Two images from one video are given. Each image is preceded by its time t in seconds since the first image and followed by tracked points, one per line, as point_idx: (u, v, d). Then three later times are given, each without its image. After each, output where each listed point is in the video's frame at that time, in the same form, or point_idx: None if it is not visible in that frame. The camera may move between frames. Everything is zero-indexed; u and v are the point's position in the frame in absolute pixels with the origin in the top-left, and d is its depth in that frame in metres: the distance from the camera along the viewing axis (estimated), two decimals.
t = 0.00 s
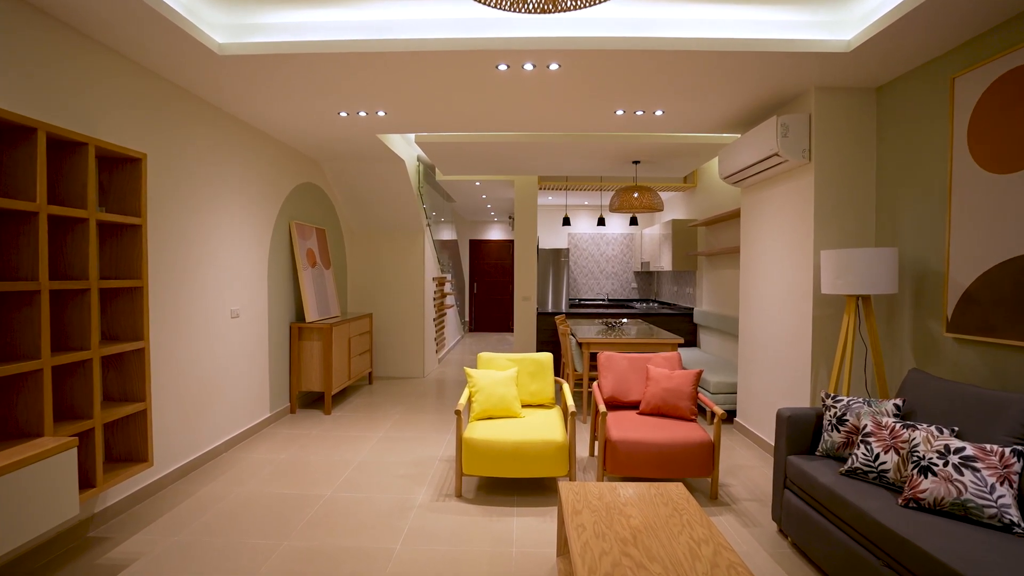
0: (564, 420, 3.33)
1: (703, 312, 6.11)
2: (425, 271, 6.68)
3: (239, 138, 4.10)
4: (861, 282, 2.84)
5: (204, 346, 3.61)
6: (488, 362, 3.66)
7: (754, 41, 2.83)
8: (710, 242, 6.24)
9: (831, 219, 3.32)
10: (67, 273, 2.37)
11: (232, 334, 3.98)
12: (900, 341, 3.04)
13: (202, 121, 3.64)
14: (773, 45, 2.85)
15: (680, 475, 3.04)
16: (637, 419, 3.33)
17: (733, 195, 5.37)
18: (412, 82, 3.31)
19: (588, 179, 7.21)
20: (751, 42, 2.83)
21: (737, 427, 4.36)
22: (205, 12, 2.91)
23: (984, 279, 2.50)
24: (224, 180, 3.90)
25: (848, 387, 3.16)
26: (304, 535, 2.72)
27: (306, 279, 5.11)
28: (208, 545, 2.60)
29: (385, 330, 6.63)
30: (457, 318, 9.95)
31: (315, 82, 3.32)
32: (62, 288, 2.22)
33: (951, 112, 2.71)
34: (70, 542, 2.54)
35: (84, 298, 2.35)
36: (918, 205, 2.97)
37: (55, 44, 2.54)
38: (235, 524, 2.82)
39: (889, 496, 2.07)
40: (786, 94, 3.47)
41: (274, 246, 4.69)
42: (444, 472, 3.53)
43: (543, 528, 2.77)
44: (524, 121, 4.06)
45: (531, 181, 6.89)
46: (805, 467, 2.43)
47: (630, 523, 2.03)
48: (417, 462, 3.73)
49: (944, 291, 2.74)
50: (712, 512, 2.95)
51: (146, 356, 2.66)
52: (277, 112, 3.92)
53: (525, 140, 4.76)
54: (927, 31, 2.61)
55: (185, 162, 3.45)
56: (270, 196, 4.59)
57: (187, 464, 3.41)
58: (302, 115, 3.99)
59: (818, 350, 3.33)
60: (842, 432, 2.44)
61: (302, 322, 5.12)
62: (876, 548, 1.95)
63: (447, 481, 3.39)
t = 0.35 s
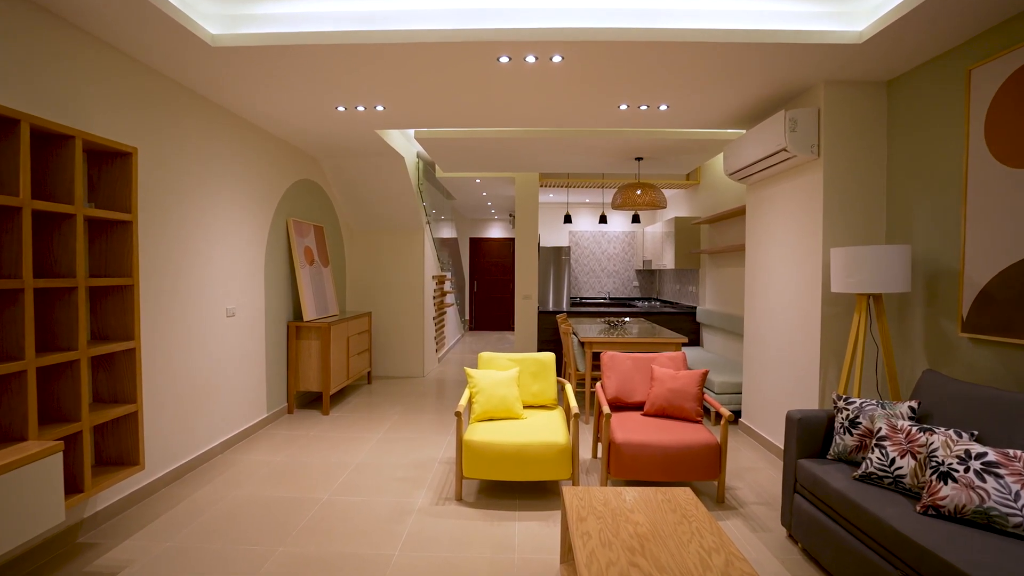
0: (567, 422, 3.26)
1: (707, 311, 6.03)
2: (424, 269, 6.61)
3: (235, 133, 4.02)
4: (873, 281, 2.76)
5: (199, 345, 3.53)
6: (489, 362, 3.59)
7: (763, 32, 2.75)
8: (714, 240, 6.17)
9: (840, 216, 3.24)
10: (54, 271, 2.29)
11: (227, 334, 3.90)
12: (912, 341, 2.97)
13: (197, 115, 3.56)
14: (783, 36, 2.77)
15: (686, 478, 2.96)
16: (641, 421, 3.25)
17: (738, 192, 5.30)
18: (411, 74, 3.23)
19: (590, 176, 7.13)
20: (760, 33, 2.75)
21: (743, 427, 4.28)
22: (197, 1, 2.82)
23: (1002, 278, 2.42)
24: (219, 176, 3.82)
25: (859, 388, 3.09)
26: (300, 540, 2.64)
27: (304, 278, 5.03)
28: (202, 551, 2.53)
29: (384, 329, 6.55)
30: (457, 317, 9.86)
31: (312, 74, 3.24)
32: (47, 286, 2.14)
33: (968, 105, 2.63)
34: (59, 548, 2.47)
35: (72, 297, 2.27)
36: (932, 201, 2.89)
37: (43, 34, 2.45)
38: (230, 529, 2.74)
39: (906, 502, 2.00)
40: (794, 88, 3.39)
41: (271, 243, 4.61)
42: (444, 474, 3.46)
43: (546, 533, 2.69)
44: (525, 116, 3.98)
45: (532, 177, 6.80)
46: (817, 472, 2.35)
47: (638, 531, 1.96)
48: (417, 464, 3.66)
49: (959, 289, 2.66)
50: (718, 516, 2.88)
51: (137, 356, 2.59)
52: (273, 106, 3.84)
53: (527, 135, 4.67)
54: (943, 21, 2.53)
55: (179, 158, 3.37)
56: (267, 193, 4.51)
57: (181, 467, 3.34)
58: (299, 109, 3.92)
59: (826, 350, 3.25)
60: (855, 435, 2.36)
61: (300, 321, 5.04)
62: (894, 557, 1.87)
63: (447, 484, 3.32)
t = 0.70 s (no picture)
0: (571, 424, 3.17)
1: (711, 310, 5.94)
2: (424, 268, 6.52)
3: (229, 129, 3.93)
4: (887, 279, 2.67)
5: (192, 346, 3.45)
6: (490, 363, 3.50)
7: (773, 23, 2.66)
8: (718, 238, 6.08)
9: (851, 213, 3.16)
10: (39, 270, 2.21)
11: (222, 334, 3.82)
12: (926, 342, 2.88)
13: (190, 110, 3.47)
14: (795, 26, 2.68)
15: (693, 482, 2.88)
16: (647, 423, 3.17)
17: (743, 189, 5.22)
18: (410, 67, 3.14)
19: (592, 174, 7.04)
20: (771, 23, 2.66)
21: (749, 429, 4.20)
22: None
23: (1022, 276, 2.33)
24: (214, 173, 3.73)
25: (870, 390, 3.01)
26: (295, 547, 2.56)
27: (302, 276, 4.94)
28: (194, 560, 2.45)
29: (383, 329, 6.47)
30: (457, 317, 9.78)
31: (307, 68, 3.15)
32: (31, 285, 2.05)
33: (986, 98, 2.54)
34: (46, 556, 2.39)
35: (57, 297, 2.19)
36: (948, 197, 2.80)
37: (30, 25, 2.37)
38: (223, 536, 2.66)
39: (926, 511, 1.92)
40: (804, 82, 3.30)
41: (268, 241, 4.52)
42: (445, 478, 3.38)
43: (550, 540, 2.61)
44: (527, 110, 3.89)
45: (534, 175, 6.70)
46: (831, 477, 2.27)
47: (647, 542, 1.87)
48: (416, 467, 3.58)
49: (976, 289, 2.58)
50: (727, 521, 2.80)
51: (127, 358, 2.50)
52: (269, 100, 3.75)
53: (528, 131, 4.58)
54: (961, 10, 2.44)
55: (172, 153, 3.28)
56: (264, 190, 4.43)
57: (174, 471, 3.25)
58: (295, 104, 3.83)
59: (837, 351, 3.17)
60: (871, 440, 2.28)
61: (297, 321, 4.95)
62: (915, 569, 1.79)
63: (447, 488, 3.23)
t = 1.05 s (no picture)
0: (574, 426, 3.10)
1: (714, 309, 5.87)
2: (424, 266, 6.45)
3: (225, 124, 3.85)
4: (900, 277, 2.59)
5: (186, 346, 3.37)
6: (491, 363, 3.43)
7: (783, 13, 2.58)
8: (721, 236, 6.01)
9: (862, 210, 3.08)
10: (25, 268, 2.13)
11: (218, 333, 3.75)
12: (940, 342, 2.81)
13: (184, 104, 3.39)
14: (804, 16, 2.61)
15: (699, 486, 2.80)
16: (652, 425, 3.09)
17: (748, 187, 5.15)
18: (409, 60, 3.07)
19: (594, 171, 6.95)
20: (781, 13, 2.58)
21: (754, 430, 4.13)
22: None
23: None
24: (208, 169, 3.65)
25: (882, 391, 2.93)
26: (291, 553, 2.49)
27: (299, 275, 4.86)
28: (185, 566, 2.37)
29: (383, 328, 6.39)
30: (458, 316, 9.70)
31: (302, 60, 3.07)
32: (15, 283, 1.98)
33: (1004, 90, 2.46)
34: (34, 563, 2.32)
35: (43, 295, 2.11)
36: (962, 193, 2.72)
37: (16, 14, 2.29)
38: (217, 541, 2.59)
39: (946, 519, 1.84)
40: (813, 75, 3.23)
41: (265, 239, 4.44)
42: (444, 481, 3.30)
43: (553, 546, 2.54)
44: (529, 105, 3.81)
45: (535, 172, 6.62)
46: (844, 482, 2.19)
47: (656, 552, 1.79)
48: (416, 469, 3.51)
49: (993, 287, 2.50)
50: (734, 526, 2.72)
51: (117, 358, 2.43)
52: (265, 94, 3.67)
53: (530, 127, 4.50)
54: None
55: (165, 148, 3.20)
56: (260, 187, 4.35)
57: (167, 474, 3.18)
58: (293, 99, 3.76)
59: (846, 351, 3.09)
60: (886, 443, 2.20)
61: (295, 320, 4.87)
62: None
63: (448, 491, 3.16)
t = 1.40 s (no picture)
0: (577, 429, 3.01)
1: (718, 308, 5.79)
2: (424, 265, 6.36)
3: (219, 118, 3.76)
4: (915, 275, 2.51)
5: (180, 346, 3.29)
6: (492, 364, 3.34)
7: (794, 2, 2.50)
8: (725, 234, 5.93)
9: (873, 206, 2.99)
10: (7, 265, 2.05)
11: (212, 333, 3.67)
12: (955, 342, 2.73)
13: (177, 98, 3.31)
14: (818, 4, 2.51)
15: (707, 490, 2.72)
16: (657, 427, 3.01)
17: (753, 184, 5.07)
18: (408, 51, 2.99)
19: (596, 168, 6.86)
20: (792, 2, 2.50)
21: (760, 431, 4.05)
22: None
23: None
24: (203, 164, 3.57)
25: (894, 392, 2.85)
26: (286, 560, 2.41)
27: (296, 273, 4.78)
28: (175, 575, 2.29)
29: (381, 327, 6.30)
30: (457, 315, 9.62)
31: (298, 51, 2.98)
32: None
33: None
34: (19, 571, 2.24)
35: (26, 294, 2.03)
36: (979, 188, 2.63)
37: None
38: (210, 547, 2.51)
39: (970, 528, 1.75)
40: (822, 67, 3.14)
41: (261, 237, 4.36)
42: (444, 484, 3.22)
43: (556, 553, 2.45)
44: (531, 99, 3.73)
45: (536, 169, 6.53)
46: (859, 488, 2.11)
47: (666, 562, 1.71)
48: (415, 472, 3.43)
49: (1012, 285, 2.41)
50: (743, 531, 2.64)
51: (105, 359, 2.35)
52: (260, 88, 3.58)
53: (531, 122, 4.42)
54: None
55: (157, 143, 3.12)
56: (256, 183, 4.26)
57: (159, 478, 3.09)
58: (289, 93, 3.68)
59: (857, 351, 3.01)
60: (903, 447, 2.12)
61: (292, 319, 4.79)
62: None
63: (447, 495, 3.08)
